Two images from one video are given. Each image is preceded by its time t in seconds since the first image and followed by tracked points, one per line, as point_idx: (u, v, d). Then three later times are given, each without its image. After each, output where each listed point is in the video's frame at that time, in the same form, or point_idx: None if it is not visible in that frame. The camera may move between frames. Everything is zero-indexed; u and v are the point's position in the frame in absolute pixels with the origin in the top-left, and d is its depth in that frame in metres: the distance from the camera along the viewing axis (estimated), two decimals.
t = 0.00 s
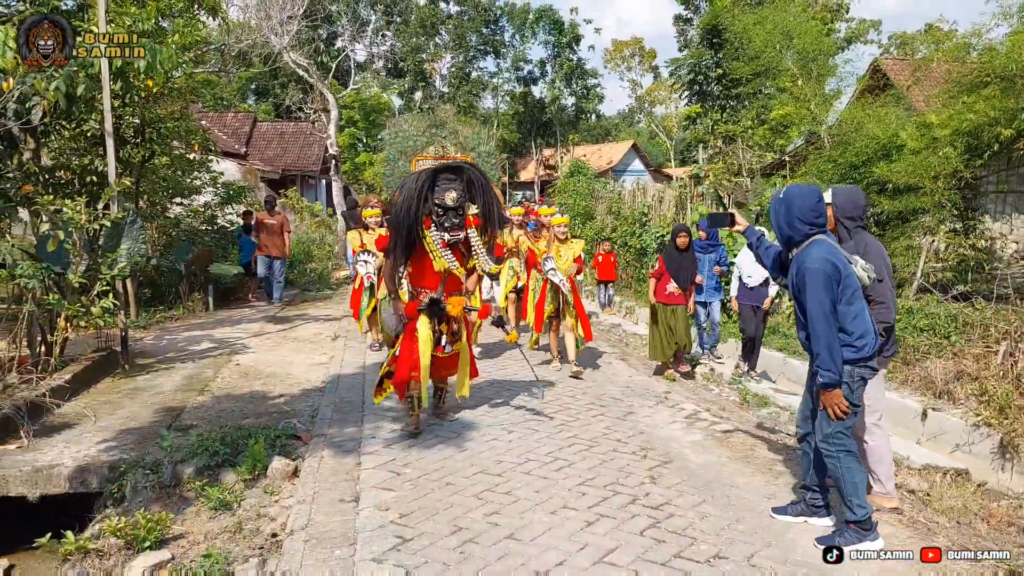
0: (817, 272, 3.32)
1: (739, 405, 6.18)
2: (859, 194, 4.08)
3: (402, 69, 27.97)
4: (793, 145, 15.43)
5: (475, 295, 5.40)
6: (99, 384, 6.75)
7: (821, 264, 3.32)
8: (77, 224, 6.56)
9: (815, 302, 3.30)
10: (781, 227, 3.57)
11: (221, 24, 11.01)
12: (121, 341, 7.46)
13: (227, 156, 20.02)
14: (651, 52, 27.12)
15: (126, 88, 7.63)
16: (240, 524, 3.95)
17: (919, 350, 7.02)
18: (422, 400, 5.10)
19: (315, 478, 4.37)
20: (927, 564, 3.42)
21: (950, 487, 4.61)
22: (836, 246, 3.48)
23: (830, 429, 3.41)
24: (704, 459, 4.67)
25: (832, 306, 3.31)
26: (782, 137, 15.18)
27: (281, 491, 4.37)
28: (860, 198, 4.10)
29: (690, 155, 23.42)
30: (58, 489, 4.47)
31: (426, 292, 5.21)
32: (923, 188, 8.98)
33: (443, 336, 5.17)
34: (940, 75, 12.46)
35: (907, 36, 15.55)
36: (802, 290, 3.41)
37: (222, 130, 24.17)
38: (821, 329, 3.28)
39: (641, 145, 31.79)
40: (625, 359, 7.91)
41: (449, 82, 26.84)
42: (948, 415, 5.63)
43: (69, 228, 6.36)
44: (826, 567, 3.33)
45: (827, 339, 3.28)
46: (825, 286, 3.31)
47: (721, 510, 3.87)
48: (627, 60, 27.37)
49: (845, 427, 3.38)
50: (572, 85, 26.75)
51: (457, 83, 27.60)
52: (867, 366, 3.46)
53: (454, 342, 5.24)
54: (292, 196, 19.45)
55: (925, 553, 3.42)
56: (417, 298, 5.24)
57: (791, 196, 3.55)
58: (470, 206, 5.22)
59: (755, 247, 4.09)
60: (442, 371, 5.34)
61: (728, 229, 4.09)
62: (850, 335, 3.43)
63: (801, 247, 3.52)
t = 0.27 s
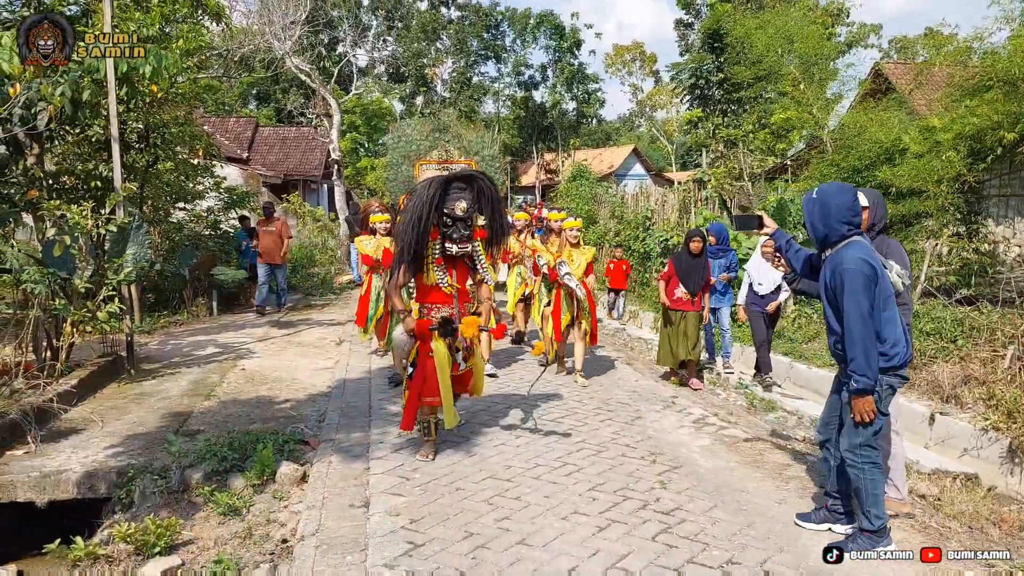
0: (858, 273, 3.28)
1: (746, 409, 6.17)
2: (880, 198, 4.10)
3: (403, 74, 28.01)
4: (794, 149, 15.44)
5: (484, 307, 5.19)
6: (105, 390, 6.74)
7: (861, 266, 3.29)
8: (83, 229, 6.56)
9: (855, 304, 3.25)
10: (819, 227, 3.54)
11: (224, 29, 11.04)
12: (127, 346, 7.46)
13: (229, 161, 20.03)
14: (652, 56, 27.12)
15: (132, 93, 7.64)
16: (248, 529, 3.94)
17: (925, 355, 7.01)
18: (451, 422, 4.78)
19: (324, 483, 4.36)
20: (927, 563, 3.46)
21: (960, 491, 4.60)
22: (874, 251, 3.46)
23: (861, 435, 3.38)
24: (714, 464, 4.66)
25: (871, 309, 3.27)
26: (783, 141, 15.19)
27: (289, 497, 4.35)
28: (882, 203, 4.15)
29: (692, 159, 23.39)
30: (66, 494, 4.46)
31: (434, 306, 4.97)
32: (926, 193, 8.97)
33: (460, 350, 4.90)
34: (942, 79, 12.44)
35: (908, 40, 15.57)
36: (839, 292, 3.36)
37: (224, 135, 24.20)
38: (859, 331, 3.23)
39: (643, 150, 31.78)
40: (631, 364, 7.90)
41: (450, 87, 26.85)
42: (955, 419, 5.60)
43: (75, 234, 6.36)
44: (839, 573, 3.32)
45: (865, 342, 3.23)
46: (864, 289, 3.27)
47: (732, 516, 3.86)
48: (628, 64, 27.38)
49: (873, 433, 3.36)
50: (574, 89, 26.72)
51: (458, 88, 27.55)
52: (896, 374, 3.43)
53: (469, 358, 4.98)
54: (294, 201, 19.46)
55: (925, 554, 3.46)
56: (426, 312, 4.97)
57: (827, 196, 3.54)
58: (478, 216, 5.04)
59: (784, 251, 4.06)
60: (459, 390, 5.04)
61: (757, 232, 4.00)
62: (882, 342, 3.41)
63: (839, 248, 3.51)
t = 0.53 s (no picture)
0: (877, 275, 3.31)
1: (747, 415, 6.14)
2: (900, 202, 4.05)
3: (401, 79, 28.01)
4: (792, 155, 15.47)
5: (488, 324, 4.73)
6: (103, 396, 6.69)
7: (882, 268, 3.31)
8: (81, 234, 6.52)
9: (870, 305, 3.28)
10: (848, 224, 3.52)
11: (223, 35, 11.03)
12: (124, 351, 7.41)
13: (227, 166, 20.00)
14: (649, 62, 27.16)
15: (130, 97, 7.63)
16: (246, 537, 3.89)
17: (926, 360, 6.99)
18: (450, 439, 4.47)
19: (324, 490, 4.31)
20: (926, 563, 3.45)
21: (964, 498, 4.57)
22: (903, 253, 3.43)
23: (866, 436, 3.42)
24: (716, 471, 4.63)
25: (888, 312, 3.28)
26: (780, 147, 15.23)
27: (288, 504, 4.30)
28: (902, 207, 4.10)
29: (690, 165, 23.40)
30: (63, 501, 4.41)
31: (445, 313, 4.51)
32: (925, 198, 8.97)
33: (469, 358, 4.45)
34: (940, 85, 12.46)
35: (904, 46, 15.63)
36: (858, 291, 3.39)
37: (222, 140, 24.16)
38: (870, 331, 3.27)
39: (640, 155, 31.80)
40: (631, 370, 7.87)
41: (449, 92, 26.86)
42: (957, 426, 5.57)
43: (73, 238, 6.32)
44: None
45: (872, 343, 3.27)
46: (882, 291, 3.29)
47: (736, 523, 3.82)
48: (626, 70, 27.42)
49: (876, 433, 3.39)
50: (572, 95, 26.72)
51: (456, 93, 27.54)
52: (911, 384, 3.39)
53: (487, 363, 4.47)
54: (292, 206, 19.42)
55: (925, 553, 3.45)
56: (434, 318, 4.52)
57: (855, 193, 3.51)
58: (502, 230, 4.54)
59: (804, 252, 4.04)
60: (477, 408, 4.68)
61: (775, 233, 3.90)
62: (897, 348, 3.37)
63: (866, 249, 3.47)
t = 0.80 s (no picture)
0: (898, 279, 3.25)
1: (749, 422, 6.08)
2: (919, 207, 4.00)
3: (399, 85, 27.98)
4: (790, 161, 15.44)
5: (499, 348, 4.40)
6: (97, 403, 6.61)
7: (906, 272, 3.25)
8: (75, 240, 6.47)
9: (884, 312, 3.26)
10: (873, 226, 3.46)
11: (220, 40, 11.01)
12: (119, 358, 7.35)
13: (225, 172, 19.94)
14: (648, 68, 27.16)
15: (125, 101, 7.58)
16: (240, 548, 3.82)
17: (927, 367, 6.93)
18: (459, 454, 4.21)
19: (319, 500, 4.24)
20: (926, 564, 3.29)
21: (968, 507, 4.51)
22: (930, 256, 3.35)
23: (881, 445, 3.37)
24: (718, 480, 4.56)
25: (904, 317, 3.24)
26: (778, 153, 15.20)
27: (283, 513, 4.23)
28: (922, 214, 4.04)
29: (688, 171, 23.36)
30: (54, 511, 4.34)
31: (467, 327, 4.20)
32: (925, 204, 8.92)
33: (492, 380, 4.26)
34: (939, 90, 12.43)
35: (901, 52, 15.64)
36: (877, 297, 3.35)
37: (220, 146, 24.12)
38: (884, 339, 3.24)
39: (639, 161, 31.77)
40: (631, 376, 7.81)
41: (447, 99, 26.84)
42: (960, 433, 5.52)
43: (68, 244, 6.26)
44: None
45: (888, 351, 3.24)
46: (899, 297, 3.25)
47: (739, 533, 3.76)
48: (624, 76, 27.40)
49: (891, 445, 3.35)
50: (570, 101, 26.67)
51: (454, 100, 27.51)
52: (934, 394, 3.31)
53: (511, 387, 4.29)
54: (290, 212, 19.36)
55: (924, 553, 3.29)
56: (455, 332, 4.22)
57: (882, 197, 3.42)
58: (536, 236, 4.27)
59: (828, 256, 3.94)
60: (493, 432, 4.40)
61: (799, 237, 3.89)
62: (923, 357, 3.30)
63: (896, 252, 3.40)
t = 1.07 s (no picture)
0: (933, 288, 3.04)
1: (750, 426, 5.98)
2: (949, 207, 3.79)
3: (397, 87, 27.88)
4: (789, 163, 15.36)
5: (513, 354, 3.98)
6: (87, 408, 6.50)
7: (942, 280, 3.04)
8: (66, 242, 6.37)
9: (929, 325, 3.00)
10: (905, 225, 3.27)
11: (216, 41, 10.92)
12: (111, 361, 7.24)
13: (222, 174, 19.84)
14: (647, 70, 27.06)
15: (117, 102, 7.46)
16: (228, 558, 3.71)
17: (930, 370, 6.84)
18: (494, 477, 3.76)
19: (311, 507, 4.13)
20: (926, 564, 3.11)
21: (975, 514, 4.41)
22: (966, 258, 3.15)
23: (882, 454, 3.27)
24: (719, 486, 4.45)
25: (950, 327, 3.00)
26: (777, 155, 15.12)
27: (274, 521, 4.13)
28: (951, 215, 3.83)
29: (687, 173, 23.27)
30: (40, 519, 4.23)
31: (485, 333, 3.82)
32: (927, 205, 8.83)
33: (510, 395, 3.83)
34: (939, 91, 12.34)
35: (900, 53, 15.58)
36: (918, 307, 3.09)
37: (217, 148, 24.02)
38: (933, 354, 2.98)
39: (637, 163, 31.68)
40: (631, 380, 7.70)
41: (445, 101, 26.76)
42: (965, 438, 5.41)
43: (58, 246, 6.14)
44: None
45: (935, 365, 2.99)
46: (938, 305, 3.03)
47: (742, 541, 3.66)
48: (623, 78, 27.31)
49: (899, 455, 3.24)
50: (568, 103, 26.46)
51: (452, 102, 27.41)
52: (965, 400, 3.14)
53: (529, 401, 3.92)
54: (287, 214, 19.25)
55: (924, 553, 3.11)
56: (470, 338, 3.83)
57: (914, 200, 3.25)
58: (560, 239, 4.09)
59: (857, 257, 3.74)
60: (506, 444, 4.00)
61: (825, 239, 3.76)
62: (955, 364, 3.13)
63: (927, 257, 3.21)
